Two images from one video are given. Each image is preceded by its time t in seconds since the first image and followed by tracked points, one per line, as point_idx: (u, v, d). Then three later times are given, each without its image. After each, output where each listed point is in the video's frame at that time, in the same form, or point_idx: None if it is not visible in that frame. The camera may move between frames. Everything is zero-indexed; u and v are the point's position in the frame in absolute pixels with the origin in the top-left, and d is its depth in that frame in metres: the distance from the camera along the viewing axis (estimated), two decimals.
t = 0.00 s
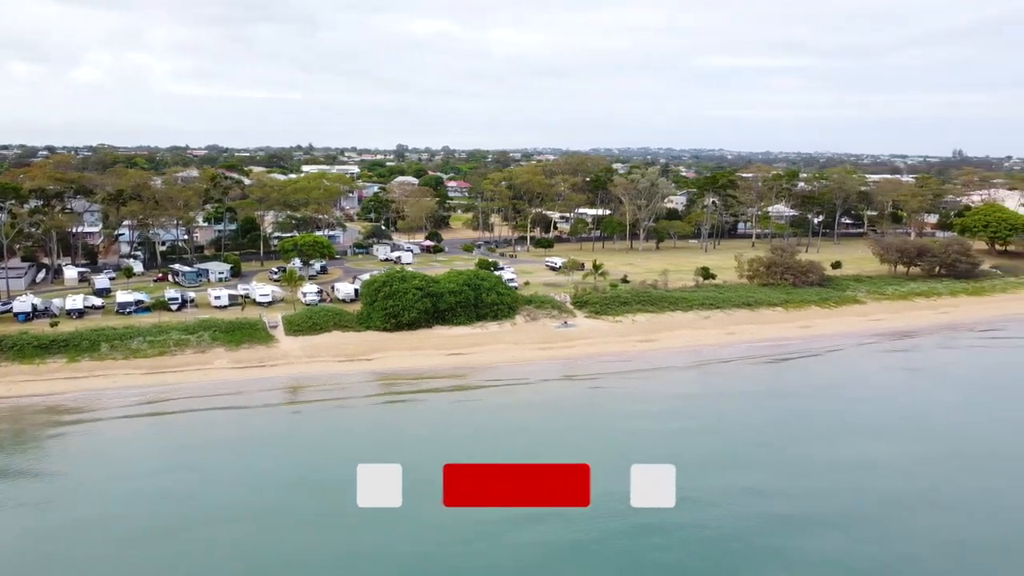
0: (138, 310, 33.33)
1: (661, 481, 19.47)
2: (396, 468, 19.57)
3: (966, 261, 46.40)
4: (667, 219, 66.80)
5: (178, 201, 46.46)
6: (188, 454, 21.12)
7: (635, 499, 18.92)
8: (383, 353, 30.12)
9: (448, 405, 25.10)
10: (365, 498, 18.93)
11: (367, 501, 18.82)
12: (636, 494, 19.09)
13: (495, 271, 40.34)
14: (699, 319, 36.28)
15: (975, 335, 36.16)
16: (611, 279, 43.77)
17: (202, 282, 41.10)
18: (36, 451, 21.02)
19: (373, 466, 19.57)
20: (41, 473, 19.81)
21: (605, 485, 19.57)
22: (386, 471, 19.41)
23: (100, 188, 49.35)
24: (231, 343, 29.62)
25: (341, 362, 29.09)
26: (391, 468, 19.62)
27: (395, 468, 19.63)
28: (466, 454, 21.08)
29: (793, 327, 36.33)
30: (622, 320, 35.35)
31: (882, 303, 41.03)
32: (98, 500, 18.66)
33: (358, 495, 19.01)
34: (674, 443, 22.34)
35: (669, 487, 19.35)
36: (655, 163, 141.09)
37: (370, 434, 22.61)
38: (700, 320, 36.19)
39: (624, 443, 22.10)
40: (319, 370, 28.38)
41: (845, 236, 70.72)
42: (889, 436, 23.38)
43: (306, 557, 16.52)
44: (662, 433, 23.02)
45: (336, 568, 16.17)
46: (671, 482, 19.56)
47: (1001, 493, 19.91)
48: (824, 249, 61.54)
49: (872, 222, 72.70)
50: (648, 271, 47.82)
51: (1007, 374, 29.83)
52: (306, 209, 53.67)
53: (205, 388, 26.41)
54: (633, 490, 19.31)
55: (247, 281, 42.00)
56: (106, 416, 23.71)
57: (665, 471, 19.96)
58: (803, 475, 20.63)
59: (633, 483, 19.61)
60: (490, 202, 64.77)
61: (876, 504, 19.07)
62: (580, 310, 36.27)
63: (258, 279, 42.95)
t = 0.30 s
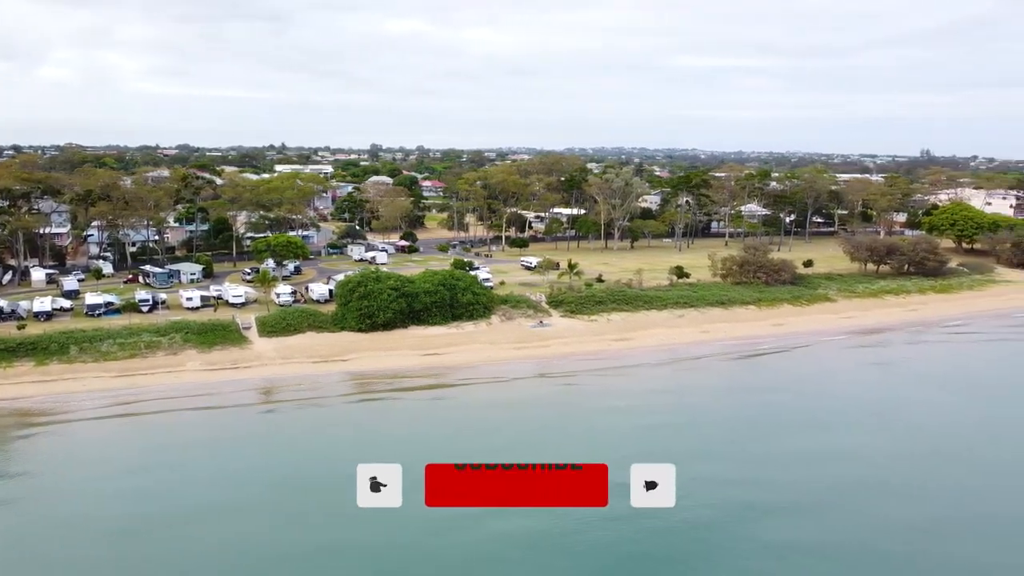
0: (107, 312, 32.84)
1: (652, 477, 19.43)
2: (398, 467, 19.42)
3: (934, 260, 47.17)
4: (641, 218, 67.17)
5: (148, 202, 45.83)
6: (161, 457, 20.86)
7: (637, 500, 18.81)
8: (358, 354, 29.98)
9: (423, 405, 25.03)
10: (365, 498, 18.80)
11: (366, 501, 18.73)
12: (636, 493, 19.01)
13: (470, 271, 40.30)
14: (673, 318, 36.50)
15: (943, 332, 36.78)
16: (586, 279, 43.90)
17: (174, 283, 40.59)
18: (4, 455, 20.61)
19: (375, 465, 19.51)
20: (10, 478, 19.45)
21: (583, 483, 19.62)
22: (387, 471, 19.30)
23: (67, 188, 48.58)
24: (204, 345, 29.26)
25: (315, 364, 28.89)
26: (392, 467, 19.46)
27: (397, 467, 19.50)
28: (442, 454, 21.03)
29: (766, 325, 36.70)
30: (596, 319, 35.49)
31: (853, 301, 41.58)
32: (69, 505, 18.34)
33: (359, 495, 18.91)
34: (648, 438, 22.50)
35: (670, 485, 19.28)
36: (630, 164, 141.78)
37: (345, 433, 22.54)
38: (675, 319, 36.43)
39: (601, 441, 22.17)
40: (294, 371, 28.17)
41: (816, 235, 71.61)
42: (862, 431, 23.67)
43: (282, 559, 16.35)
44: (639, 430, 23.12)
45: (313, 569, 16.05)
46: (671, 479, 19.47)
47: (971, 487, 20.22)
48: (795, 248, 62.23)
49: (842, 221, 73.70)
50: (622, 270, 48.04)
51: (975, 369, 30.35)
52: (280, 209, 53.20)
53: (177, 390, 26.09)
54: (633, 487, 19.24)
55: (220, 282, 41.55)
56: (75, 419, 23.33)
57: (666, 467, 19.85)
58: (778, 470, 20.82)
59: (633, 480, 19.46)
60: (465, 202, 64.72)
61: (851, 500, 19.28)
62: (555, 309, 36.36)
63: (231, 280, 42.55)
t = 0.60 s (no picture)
0: (76, 314, 32.32)
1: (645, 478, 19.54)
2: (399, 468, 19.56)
3: (903, 258, 47.92)
4: (615, 218, 67.45)
5: (118, 202, 45.16)
6: (133, 460, 20.59)
7: (635, 502, 18.83)
8: (333, 355, 29.81)
9: (399, 405, 24.96)
10: (365, 497, 18.86)
11: (365, 499, 18.75)
12: (636, 495, 19.07)
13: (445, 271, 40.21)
14: (648, 316, 36.72)
15: (912, 328, 37.36)
16: (561, 278, 44.00)
17: (144, 285, 40.06)
18: None
19: (373, 466, 19.62)
20: None
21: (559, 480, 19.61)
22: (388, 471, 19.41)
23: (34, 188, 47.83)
24: (176, 347, 28.89)
25: (290, 365, 28.68)
26: (392, 466, 19.53)
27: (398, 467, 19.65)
28: (418, 453, 20.95)
29: (739, 323, 37.06)
30: (572, 318, 35.60)
31: (824, 299, 42.08)
32: (40, 510, 18.02)
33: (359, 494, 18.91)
34: (623, 435, 22.62)
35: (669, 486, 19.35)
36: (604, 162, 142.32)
37: (320, 433, 22.40)
38: (649, 318, 36.66)
39: (577, 439, 22.22)
40: (268, 372, 27.94)
41: (787, 234, 72.40)
42: (834, 427, 23.95)
43: (257, 560, 16.19)
44: (615, 428, 23.21)
45: (291, 568, 15.96)
46: (671, 481, 19.56)
47: (942, 480, 20.51)
48: (768, 247, 62.88)
49: (813, 220, 74.61)
50: (597, 269, 48.20)
51: (944, 366, 30.84)
52: (253, 209, 52.67)
53: (149, 393, 25.76)
54: (632, 488, 19.30)
55: (191, 283, 41.10)
56: (44, 422, 22.94)
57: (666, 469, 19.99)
58: (753, 465, 20.98)
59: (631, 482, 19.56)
60: (440, 201, 64.59)
61: (824, 495, 19.46)
62: (530, 309, 36.42)
63: (203, 281, 42.10)
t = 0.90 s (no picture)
0: (45, 316, 31.78)
1: (644, 479, 19.34)
2: (399, 467, 19.36)
3: (873, 256, 48.61)
4: (589, 217, 67.67)
5: (86, 202, 44.46)
6: (104, 463, 20.28)
7: (631, 502, 18.65)
8: (306, 356, 29.58)
9: (374, 406, 24.86)
10: (366, 497, 18.73)
11: (366, 500, 18.63)
12: (636, 494, 18.89)
13: (420, 271, 40.06)
14: (623, 315, 36.90)
15: (883, 325, 37.89)
16: (536, 277, 44.05)
17: (114, 286, 39.50)
18: None
19: (371, 467, 19.44)
20: None
21: (550, 480, 19.51)
22: (387, 471, 19.21)
23: None
24: (147, 349, 28.49)
25: (264, 366, 28.44)
26: (392, 465, 19.41)
27: (398, 466, 19.45)
28: (396, 454, 20.83)
29: (713, 322, 37.36)
30: (548, 318, 35.68)
31: (796, 297, 42.54)
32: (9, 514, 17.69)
33: (359, 494, 18.79)
34: (600, 434, 22.69)
35: (669, 487, 19.12)
36: (579, 162, 142.72)
37: (294, 434, 22.21)
38: (624, 317, 36.85)
39: (555, 438, 22.24)
40: (241, 373, 27.66)
41: (760, 233, 73.14)
42: (809, 422, 24.17)
43: (234, 561, 16.02)
44: (592, 426, 23.24)
45: (270, 569, 15.84)
46: (671, 482, 19.33)
47: (913, 473, 20.80)
48: (741, 246, 63.44)
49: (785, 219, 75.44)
50: (572, 269, 48.32)
51: (915, 362, 31.28)
52: (224, 209, 52.11)
53: (120, 395, 25.40)
54: (632, 488, 19.13)
55: (162, 284, 40.59)
56: (13, 425, 22.54)
57: (666, 470, 19.75)
58: (729, 461, 21.09)
59: (630, 482, 19.42)
60: (415, 201, 64.35)
61: (801, 489, 19.59)
62: (506, 308, 36.42)
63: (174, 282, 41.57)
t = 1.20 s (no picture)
0: (10, 319, 31.18)
1: (644, 479, 19.40)
2: (399, 467, 19.36)
3: (842, 254, 49.30)
4: (563, 217, 67.86)
5: (53, 203, 43.70)
6: (73, 470, 19.91)
7: (631, 503, 18.67)
8: (280, 357, 29.30)
9: (348, 407, 24.70)
10: (367, 497, 18.67)
11: (366, 500, 18.57)
12: (636, 494, 18.93)
13: (394, 271, 39.89)
14: (597, 314, 37.05)
15: (853, 323, 38.42)
16: (511, 276, 44.09)
17: (82, 287, 38.88)
18: None
19: (371, 469, 19.38)
20: None
21: (550, 479, 19.53)
22: (387, 471, 19.19)
23: None
24: (116, 352, 28.06)
25: (236, 368, 28.12)
26: (393, 466, 19.35)
27: (397, 466, 19.44)
28: (372, 456, 20.72)
29: (687, 320, 37.65)
30: (522, 317, 35.73)
31: (768, 296, 43.00)
32: None
33: (360, 495, 18.73)
34: (576, 432, 22.72)
35: (669, 487, 19.20)
36: (554, 161, 143.08)
37: (267, 437, 21.96)
38: (598, 316, 37.00)
39: (531, 436, 22.29)
40: (213, 376, 27.33)
41: (732, 232, 73.85)
42: (782, 419, 24.41)
43: (207, 570, 15.79)
44: (569, 425, 23.31)
45: None
46: (671, 482, 19.41)
47: (885, 467, 21.09)
48: (713, 245, 63.96)
49: (757, 218, 76.25)
50: (547, 268, 48.45)
51: (885, 358, 31.73)
52: (195, 210, 51.53)
53: (88, 399, 24.96)
54: (632, 488, 19.17)
55: (132, 285, 40.02)
56: None
57: (666, 470, 19.80)
58: (705, 457, 21.22)
59: (630, 483, 19.44)
60: (388, 201, 64.11)
61: (776, 485, 19.77)
62: (481, 308, 36.41)
63: (144, 283, 41.02)
